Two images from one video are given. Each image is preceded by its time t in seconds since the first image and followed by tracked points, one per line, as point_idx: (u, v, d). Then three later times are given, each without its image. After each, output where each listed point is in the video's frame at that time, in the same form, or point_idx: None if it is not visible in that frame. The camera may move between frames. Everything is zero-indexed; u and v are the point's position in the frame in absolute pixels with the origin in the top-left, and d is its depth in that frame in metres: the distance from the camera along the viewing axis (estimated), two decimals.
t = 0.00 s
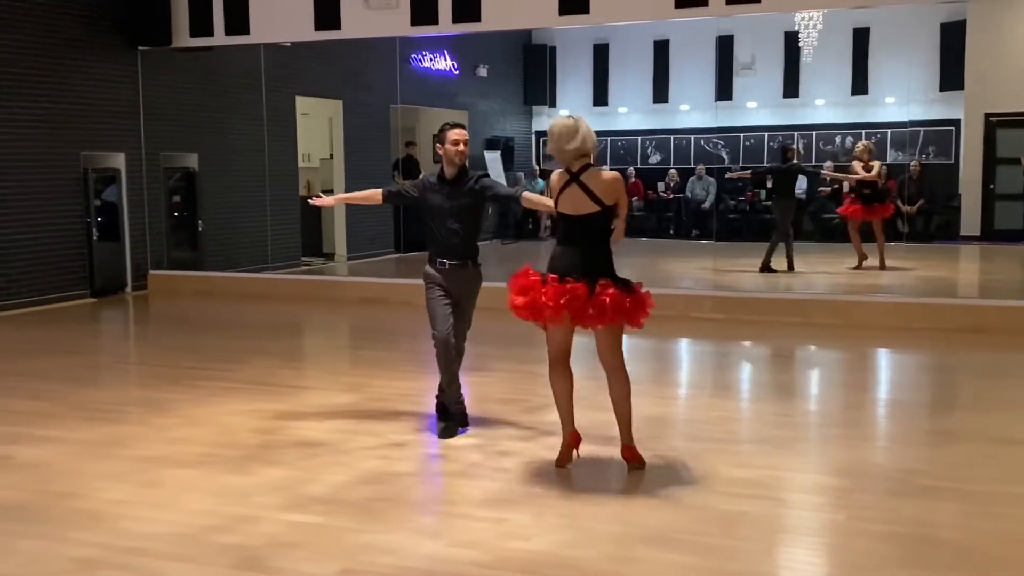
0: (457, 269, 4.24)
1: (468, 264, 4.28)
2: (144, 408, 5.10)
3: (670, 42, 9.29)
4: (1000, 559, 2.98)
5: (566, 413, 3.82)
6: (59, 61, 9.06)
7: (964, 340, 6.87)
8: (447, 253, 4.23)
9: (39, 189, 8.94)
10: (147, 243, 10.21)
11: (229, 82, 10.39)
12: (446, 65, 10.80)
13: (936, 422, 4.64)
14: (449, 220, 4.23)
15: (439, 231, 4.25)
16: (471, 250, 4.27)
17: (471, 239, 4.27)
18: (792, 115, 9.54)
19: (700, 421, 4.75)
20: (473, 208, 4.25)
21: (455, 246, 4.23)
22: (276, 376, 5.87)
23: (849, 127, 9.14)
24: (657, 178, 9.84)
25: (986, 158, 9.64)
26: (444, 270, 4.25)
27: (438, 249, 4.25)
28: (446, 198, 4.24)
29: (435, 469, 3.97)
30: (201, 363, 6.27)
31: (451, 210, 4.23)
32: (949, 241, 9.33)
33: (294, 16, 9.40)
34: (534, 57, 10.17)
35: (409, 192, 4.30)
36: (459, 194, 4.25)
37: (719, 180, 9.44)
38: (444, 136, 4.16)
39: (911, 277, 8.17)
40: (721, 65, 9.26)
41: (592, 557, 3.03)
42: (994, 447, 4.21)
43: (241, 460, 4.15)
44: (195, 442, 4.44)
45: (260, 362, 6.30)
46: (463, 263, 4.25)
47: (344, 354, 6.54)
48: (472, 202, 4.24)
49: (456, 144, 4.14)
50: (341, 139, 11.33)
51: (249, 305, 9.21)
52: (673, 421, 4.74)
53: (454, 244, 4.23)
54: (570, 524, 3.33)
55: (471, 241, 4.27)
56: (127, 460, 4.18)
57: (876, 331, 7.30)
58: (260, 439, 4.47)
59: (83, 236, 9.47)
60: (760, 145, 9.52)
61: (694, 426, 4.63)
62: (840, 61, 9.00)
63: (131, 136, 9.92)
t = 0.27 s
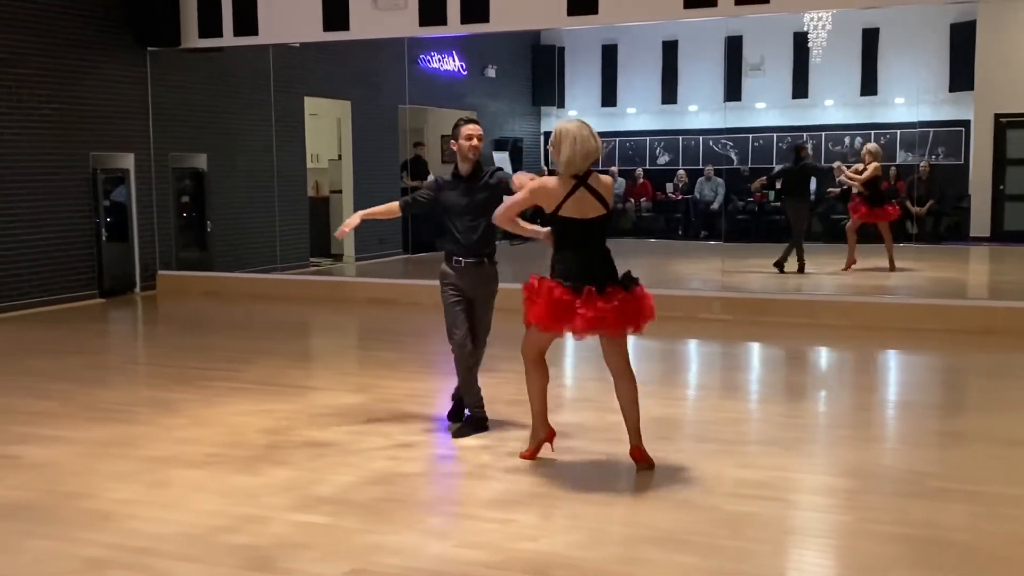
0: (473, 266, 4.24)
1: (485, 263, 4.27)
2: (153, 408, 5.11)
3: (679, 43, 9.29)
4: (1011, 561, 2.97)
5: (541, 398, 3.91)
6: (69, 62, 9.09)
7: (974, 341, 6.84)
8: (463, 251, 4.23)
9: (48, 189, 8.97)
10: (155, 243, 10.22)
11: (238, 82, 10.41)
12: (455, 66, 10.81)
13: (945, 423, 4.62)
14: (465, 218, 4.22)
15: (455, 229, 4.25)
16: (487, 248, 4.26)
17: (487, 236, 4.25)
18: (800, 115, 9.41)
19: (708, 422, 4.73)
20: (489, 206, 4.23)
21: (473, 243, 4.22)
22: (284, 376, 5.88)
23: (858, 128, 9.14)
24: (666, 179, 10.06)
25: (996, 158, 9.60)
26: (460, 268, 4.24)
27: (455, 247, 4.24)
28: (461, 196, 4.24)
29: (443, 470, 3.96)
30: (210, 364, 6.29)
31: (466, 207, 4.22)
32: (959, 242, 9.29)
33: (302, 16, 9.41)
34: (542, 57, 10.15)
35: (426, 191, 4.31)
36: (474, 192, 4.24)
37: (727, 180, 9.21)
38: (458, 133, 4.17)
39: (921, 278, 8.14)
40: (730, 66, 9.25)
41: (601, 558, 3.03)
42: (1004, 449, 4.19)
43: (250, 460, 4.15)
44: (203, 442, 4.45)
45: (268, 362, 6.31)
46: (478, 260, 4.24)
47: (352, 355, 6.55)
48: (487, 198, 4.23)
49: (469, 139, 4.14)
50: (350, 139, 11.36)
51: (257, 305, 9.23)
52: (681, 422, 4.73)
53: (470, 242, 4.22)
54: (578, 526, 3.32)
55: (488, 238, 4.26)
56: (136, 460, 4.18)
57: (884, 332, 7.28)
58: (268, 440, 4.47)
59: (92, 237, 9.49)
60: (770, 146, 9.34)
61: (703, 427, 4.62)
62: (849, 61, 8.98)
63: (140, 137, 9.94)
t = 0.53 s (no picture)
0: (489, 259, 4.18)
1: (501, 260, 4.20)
2: (161, 407, 5.12)
3: (686, 43, 9.30)
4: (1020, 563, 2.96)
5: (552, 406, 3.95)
6: (76, 61, 9.12)
7: (981, 341, 6.82)
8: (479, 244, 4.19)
9: (56, 188, 8.99)
10: (164, 243, 10.23)
11: (245, 82, 10.44)
12: (461, 66, 10.77)
13: (954, 424, 4.61)
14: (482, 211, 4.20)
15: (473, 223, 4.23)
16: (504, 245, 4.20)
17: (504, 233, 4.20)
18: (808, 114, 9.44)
19: (716, 422, 4.72)
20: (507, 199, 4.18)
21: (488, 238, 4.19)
22: (292, 376, 5.89)
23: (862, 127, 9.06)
24: (673, 179, 10.23)
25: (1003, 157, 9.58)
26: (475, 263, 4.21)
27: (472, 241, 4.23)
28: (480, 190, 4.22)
29: (452, 470, 3.97)
30: (218, 363, 6.30)
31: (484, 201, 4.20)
32: (967, 242, 8.93)
33: (309, 16, 9.43)
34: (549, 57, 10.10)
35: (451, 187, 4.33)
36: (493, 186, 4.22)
37: (736, 181, 9.49)
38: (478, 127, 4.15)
39: (929, 278, 8.11)
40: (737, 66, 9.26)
41: (608, 558, 3.02)
42: (1012, 449, 4.18)
43: (258, 460, 4.16)
44: (212, 441, 4.46)
45: (276, 362, 6.32)
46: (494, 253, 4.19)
47: (360, 354, 6.55)
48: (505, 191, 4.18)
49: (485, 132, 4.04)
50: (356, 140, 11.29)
51: (264, 305, 9.24)
52: (688, 423, 4.72)
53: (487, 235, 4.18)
54: (586, 525, 3.32)
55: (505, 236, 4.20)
56: (144, 459, 4.19)
57: (892, 332, 7.26)
58: (276, 439, 4.48)
59: (100, 236, 9.52)
60: (777, 146, 9.42)
61: (711, 428, 4.61)
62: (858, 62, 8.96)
63: (148, 136, 9.95)
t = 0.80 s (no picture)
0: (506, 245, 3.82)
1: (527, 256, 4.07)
2: (167, 406, 5.13)
3: (692, 41, 9.28)
4: None
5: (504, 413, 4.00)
6: (82, 60, 9.13)
7: (988, 340, 6.81)
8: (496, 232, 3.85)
9: (63, 186, 9.01)
10: (170, 242, 10.29)
11: (251, 80, 10.44)
12: (467, 64, 10.61)
13: (961, 423, 4.60)
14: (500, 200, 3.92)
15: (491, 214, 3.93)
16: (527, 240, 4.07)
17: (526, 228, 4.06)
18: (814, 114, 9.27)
19: (722, 421, 4.73)
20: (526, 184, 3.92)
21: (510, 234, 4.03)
22: (297, 374, 5.90)
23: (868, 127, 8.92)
24: (679, 177, 10.17)
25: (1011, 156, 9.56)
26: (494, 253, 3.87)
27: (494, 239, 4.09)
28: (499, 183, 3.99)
29: (455, 468, 3.97)
30: (223, 361, 6.31)
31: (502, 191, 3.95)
32: (974, 241, 9.06)
33: (315, 14, 9.44)
34: (556, 56, 10.13)
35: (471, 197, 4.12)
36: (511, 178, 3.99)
37: (741, 179, 9.45)
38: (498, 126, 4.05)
39: (935, 277, 8.10)
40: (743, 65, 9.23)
41: (613, 557, 3.02)
42: (1020, 449, 4.17)
43: (263, 458, 4.17)
44: (217, 439, 4.47)
45: (281, 360, 6.33)
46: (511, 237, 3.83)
47: (365, 353, 6.56)
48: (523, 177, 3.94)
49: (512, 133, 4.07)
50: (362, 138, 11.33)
51: (269, 303, 9.26)
52: (694, 421, 4.72)
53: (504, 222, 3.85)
54: (591, 524, 3.32)
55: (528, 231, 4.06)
56: (150, 457, 4.20)
57: (898, 331, 7.26)
58: (281, 437, 4.49)
59: (106, 234, 9.54)
60: (783, 144, 9.35)
61: (716, 427, 4.60)
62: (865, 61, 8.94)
63: (154, 135, 10.00)
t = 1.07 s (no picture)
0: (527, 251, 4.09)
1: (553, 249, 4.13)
2: (171, 403, 5.14)
3: (697, 39, 9.27)
4: None
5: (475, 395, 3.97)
6: (87, 57, 9.15)
7: (992, 338, 6.79)
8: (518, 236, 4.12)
9: (67, 183, 9.03)
10: (173, 239, 10.31)
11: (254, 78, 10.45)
12: (471, 62, 10.38)
13: (966, 421, 4.59)
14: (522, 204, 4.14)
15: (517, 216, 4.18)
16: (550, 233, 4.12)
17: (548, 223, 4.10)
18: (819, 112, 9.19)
19: (726, 419, 4.72)
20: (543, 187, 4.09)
21: (531, 230, 4.08)
22: (301, 372, 5.90)
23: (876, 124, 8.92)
24: (683, 175, 10.04)
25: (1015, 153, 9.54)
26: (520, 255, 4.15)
27: (520, 235, 4.15)
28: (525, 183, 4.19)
29: (460, 465, 3.98)
30: (227, 359, 6.32)
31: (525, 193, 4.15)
32: (978, 239, 9.08)
33: (319, 12, 9.44)
34: (560, 53, 10.02)
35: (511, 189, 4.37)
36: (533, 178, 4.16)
37: (746, 177, 9.42)
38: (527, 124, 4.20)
39: (939, 275, 8.08)
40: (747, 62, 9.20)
41: (617, 554, 3.03)
42: None
43: (267, 455, 4.17)
44: (222, 437, 4.47)
45: (285, 358, 6.34)
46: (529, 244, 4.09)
47: (369, 350, 6.56)
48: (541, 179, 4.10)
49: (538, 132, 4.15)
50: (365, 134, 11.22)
51: (273, 301, 9.26)
52: (698, 419, 4.72)
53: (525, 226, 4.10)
54: (595, 522, 3.32)
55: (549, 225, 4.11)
56: (154, 454, 4.21)
57: (902, 329, 7.24)
58: (285, 435, 4.49)
59: (111, 232, 9.56)
60: (788, 142, 9.24)
61: (720, 425, 4.60)
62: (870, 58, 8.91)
63: (158, 132, 10.03)
